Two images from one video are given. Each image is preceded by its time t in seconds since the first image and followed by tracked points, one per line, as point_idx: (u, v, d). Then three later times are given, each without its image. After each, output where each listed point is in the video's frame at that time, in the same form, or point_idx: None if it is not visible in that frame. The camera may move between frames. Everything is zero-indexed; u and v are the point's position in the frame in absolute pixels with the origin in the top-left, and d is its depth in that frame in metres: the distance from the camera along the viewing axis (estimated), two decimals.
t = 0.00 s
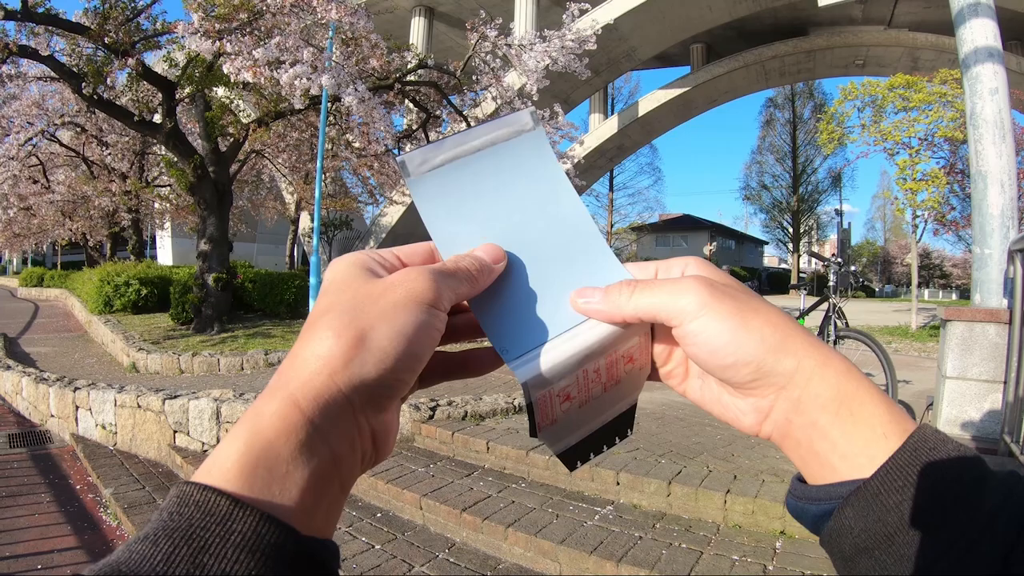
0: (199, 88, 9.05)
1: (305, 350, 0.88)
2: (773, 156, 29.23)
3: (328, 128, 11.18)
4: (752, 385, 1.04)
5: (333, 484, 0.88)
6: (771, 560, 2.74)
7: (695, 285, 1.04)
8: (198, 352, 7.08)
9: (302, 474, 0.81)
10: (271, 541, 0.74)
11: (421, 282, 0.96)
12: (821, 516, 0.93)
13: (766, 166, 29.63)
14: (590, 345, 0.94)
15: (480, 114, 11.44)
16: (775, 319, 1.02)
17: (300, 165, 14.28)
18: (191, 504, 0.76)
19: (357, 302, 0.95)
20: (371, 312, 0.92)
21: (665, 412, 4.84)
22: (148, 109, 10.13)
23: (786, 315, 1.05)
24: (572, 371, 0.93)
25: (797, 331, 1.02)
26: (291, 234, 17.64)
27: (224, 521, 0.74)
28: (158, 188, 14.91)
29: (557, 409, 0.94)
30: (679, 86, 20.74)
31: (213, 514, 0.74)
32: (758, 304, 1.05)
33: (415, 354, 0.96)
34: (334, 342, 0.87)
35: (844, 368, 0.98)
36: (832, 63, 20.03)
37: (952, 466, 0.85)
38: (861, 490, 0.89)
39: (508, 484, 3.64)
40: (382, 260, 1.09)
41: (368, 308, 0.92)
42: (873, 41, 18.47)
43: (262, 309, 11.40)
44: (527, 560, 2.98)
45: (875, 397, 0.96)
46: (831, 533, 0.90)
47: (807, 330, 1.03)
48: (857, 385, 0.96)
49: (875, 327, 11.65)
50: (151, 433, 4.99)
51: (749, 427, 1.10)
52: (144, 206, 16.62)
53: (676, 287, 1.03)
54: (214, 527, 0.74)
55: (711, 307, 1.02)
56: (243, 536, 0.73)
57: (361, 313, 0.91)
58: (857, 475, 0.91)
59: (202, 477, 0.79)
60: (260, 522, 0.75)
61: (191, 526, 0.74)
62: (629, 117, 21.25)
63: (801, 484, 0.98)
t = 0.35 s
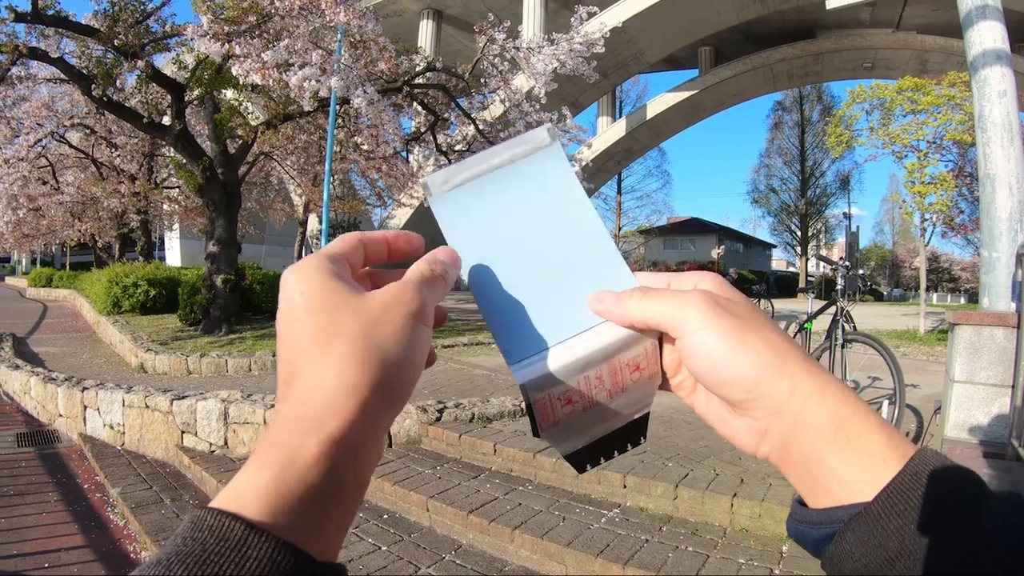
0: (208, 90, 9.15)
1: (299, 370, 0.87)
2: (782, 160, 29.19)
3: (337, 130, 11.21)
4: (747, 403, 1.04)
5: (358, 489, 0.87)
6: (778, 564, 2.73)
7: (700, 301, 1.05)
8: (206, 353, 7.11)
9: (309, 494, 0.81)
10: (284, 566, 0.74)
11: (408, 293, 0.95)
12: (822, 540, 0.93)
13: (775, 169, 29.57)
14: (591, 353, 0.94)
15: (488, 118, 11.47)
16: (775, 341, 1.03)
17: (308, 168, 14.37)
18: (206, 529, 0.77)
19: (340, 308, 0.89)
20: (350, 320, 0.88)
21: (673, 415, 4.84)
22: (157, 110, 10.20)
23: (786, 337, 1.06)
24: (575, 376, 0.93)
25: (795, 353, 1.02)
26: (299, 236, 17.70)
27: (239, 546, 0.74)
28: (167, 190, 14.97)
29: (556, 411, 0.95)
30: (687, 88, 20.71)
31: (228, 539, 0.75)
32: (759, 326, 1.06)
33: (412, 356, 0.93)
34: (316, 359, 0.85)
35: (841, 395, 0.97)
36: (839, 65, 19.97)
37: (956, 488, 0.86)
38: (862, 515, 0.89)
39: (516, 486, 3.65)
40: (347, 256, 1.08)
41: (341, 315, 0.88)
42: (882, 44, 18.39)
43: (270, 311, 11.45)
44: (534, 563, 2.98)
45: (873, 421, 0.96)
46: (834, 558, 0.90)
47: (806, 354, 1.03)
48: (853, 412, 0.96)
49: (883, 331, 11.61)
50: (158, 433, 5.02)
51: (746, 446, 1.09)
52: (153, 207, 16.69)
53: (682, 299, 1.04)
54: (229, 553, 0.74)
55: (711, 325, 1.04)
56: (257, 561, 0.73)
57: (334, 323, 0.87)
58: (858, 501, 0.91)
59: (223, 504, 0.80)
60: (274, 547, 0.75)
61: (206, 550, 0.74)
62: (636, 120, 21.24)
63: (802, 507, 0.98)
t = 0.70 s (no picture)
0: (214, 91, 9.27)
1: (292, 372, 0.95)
2: (786, 161, 29.16)
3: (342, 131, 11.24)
4: (748, 427, 1.05)
5: (345, 477, 0.86)
6: (781, 565, 2.73)
7: (698, 327, 1.05)
8: (211, 353, 7.13)
9: (293, 468, 0.79)
10: (276, 549, 0.72)
11: (386, 292, 1.00)
12: (820, 557, 0.93)
13: (779, 171, 29.53)
14: (560, 360, 0.96)
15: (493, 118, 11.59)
16: (777, 364, 1.03)
17: (314, 168, 14.43)
18: (200, 513, 0.75)
19: (330, 300, 0.98)
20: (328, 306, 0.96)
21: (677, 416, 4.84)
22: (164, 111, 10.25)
23: (783, 357, 1.06)
24: (545, 384, 0.95)
25: (795, 374, 1.02)
26: (304, 236, 17.76)
27: (233, 530, 0.73)
28: (172, 190, 15.03)
29: (530, 424, 0.94)
30: (691, 90, 20.71)
31: (220, 523, 0.73)
32: (757, 347, 1.06)
33: (397, 348, 0.98)
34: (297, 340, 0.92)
35: (842, 416, 0.98)
36: (844, 66, 19.93)
37: (952, 503, 0.87)
38: (860, 532, 0.88)
39: (520, 486, 3.66)
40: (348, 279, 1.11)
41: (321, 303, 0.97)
42: (887, 45, 18.35)
43: (275, 311, 11.48)
44: (538, 563, 2.99)
45: (869, 436, 0.98)
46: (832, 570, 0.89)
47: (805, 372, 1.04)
48: (855, 434, 0.96)
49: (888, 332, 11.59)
50: (163, 432, 5.04)
51: (747, 465, 1.10)
52: (158, 207, 16.75)
53: (681, 327, 1.04)
54: (224, 537, 0.72)
55: (714, 352, 1.03)
56: (251, 544, 0.71)
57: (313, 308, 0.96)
58: (855, 516, 0.91)
59: (211, 488, 0.78)
60: (267, 530, 0.73)
61: (200, 535, 0.73)
62: (641, 121, 21.25)
63: (800, 524, 0.98)
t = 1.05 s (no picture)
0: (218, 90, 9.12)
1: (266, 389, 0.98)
2: (790, 162, 29.11)
3: (346, 130, 11.25)
4: (754, 422, 1.05)
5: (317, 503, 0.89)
6: (783, 565, 2.73)
7: (707, 314, 1.00)
8: (214, 351, 7.14)
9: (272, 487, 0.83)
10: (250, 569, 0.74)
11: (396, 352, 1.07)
12: (832, 550, 0.96)
13: (782, 171, 29.49)
14: (586, 354, 0.99)
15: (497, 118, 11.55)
16: (785, 360, 1.01)
17: (317, 167, 14.45)
18: (179, 539, 0.77)
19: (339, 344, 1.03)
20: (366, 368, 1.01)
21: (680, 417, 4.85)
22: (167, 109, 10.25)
23: (791, 347, 1.04)
24: (576, 382, 0.98)
25: (800, 369, 1.01)
26: (307, 235, 17.76)
27: (207, 552, 0.75)
28: (176, 188, 15.05)
29: (577, 423, 0.99)
30: (695, 90, 20.69)
31: (194, 552, 0.75)
32: (766, 339, 1.03)
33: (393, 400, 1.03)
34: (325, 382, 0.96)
35: (851, 413, 0.99)
36: (848, 67, 19.88)
37: (964, 496, 0.89)
38: (873, 527, 0.90)
39: (522, 485, 3.66)
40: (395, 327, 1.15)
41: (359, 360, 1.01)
42: (891, 45, 18.30)
43: (278, 310, 11.49)
44: (540, 562, 2.99)
45: (875, 432, 0.99)
46: (843, 563, 0.91)
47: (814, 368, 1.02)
48: (864, 430, 0.98)
49: (891, 334, 11.57)
50: (166, 430, 5.05)
51: (752, 454, 1.12)
52: (161, 205, 16.77)
53: (687, 311, 1.01)
54: (198, 560, 0.74)
55: (723, 343, 1.00)
56: (224, 564, 0.73)
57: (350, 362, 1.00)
58: (871, 509, 0.94)
59: (187, 512, 0.81)
60: (240, 551, 0.75)
61: (176, 559, 0.75)
62: (644, 122, 21.24)
63: (813, 518, 1.01)
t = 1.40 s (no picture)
0: (217, 88, 9.12)
1: (365, 415, 0.83)
2: (789, 162, 29.11)
3: (345, 129, 11.27)
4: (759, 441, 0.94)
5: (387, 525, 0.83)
6: (782, 565, 2.73)
7: (704, 337, 0.90)
8: (213, 350, 7.14)
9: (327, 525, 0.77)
10: None
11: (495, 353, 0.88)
12: (841, 553, 0.93)
13: (781, 171, 29.50)
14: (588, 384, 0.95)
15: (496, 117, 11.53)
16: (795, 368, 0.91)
17: (316, 166, 14.46)
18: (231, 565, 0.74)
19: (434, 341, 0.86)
20: (487, 440, 0.91)
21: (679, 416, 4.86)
22: (166, 108, 10.25)
23: (794, 355, 0.94)
24: (584, 411, 0.95)
25: (807, 387, 0.90)
26: (306, 234, 17.76)
27: None
28: (175, 187, 15.05)
29: (592, 449, 0.95)
30: (694, 90, 20.69)
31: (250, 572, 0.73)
32: (769, 358, 0.91)
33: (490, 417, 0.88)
34: (446, 468, 0.85)
35: (859, 421, 0.92)
36: (847, 67, 19.88)
37: (971, 497, 0.86)
38: (882, 532, 0.88)
39: (521, 485, 3.67)
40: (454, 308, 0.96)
41: (488, 429, 0.89)
42: (891, 46, 18.30)
43: (277, 309, 11.50)
44: (539, 562, 2.98)
45: (882, 442, 0.92)
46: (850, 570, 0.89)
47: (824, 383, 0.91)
48: (875, 438, 0.91)
49: (890, 334, 11.57)
50: (165, 429, 5.05)
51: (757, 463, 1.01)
52: (160, 203, 16.76)
53: (675, 335, 0.91)
54: None
55: (723, 368, 0.88)
56: None
57: (481, 439, 0.89)
58: (876, 516, 0.90)
59: (251, 536, 0.77)
60: None
61: None
62: (643, 122, 21.23)
63: (822, 522, 0.96)
